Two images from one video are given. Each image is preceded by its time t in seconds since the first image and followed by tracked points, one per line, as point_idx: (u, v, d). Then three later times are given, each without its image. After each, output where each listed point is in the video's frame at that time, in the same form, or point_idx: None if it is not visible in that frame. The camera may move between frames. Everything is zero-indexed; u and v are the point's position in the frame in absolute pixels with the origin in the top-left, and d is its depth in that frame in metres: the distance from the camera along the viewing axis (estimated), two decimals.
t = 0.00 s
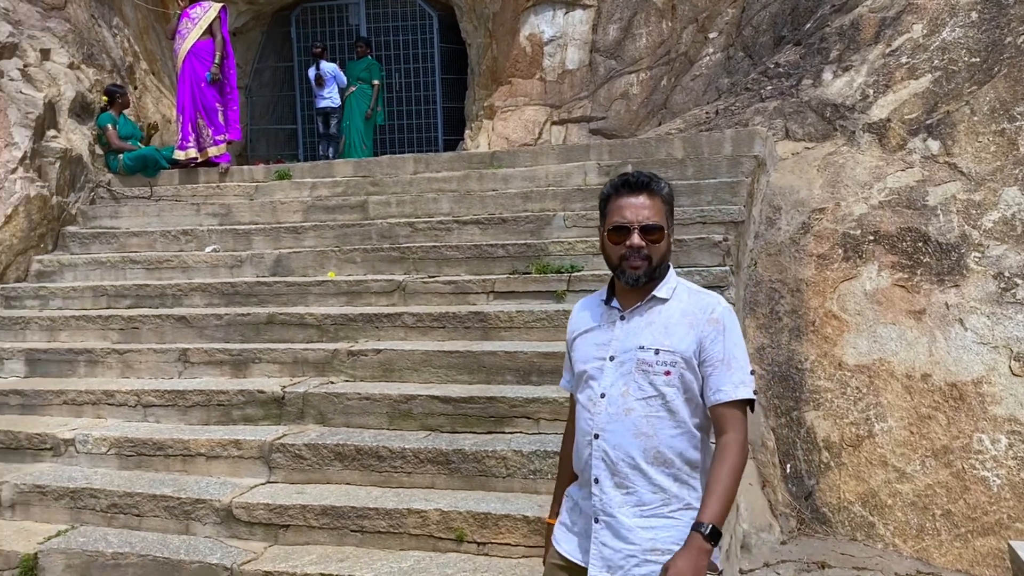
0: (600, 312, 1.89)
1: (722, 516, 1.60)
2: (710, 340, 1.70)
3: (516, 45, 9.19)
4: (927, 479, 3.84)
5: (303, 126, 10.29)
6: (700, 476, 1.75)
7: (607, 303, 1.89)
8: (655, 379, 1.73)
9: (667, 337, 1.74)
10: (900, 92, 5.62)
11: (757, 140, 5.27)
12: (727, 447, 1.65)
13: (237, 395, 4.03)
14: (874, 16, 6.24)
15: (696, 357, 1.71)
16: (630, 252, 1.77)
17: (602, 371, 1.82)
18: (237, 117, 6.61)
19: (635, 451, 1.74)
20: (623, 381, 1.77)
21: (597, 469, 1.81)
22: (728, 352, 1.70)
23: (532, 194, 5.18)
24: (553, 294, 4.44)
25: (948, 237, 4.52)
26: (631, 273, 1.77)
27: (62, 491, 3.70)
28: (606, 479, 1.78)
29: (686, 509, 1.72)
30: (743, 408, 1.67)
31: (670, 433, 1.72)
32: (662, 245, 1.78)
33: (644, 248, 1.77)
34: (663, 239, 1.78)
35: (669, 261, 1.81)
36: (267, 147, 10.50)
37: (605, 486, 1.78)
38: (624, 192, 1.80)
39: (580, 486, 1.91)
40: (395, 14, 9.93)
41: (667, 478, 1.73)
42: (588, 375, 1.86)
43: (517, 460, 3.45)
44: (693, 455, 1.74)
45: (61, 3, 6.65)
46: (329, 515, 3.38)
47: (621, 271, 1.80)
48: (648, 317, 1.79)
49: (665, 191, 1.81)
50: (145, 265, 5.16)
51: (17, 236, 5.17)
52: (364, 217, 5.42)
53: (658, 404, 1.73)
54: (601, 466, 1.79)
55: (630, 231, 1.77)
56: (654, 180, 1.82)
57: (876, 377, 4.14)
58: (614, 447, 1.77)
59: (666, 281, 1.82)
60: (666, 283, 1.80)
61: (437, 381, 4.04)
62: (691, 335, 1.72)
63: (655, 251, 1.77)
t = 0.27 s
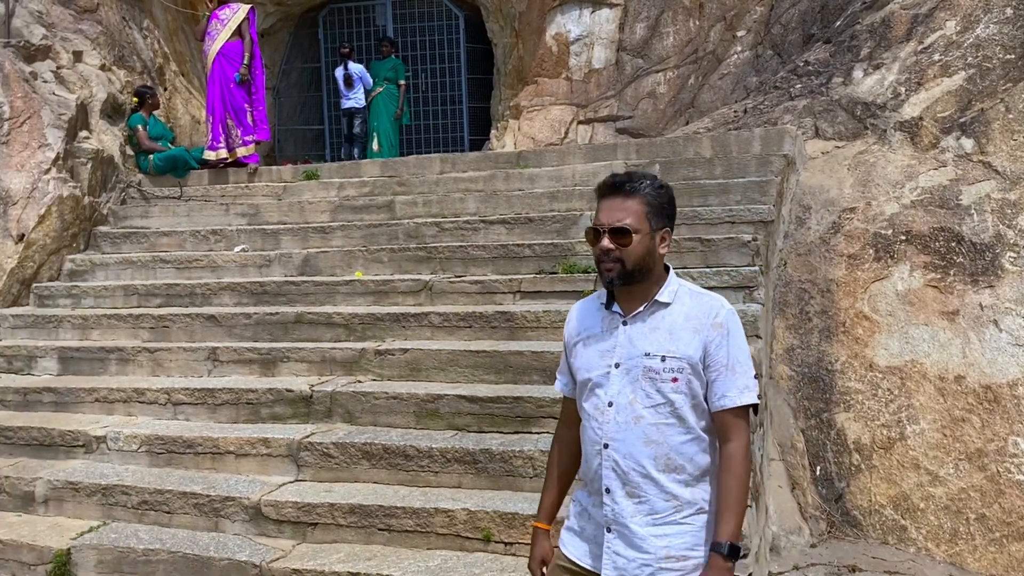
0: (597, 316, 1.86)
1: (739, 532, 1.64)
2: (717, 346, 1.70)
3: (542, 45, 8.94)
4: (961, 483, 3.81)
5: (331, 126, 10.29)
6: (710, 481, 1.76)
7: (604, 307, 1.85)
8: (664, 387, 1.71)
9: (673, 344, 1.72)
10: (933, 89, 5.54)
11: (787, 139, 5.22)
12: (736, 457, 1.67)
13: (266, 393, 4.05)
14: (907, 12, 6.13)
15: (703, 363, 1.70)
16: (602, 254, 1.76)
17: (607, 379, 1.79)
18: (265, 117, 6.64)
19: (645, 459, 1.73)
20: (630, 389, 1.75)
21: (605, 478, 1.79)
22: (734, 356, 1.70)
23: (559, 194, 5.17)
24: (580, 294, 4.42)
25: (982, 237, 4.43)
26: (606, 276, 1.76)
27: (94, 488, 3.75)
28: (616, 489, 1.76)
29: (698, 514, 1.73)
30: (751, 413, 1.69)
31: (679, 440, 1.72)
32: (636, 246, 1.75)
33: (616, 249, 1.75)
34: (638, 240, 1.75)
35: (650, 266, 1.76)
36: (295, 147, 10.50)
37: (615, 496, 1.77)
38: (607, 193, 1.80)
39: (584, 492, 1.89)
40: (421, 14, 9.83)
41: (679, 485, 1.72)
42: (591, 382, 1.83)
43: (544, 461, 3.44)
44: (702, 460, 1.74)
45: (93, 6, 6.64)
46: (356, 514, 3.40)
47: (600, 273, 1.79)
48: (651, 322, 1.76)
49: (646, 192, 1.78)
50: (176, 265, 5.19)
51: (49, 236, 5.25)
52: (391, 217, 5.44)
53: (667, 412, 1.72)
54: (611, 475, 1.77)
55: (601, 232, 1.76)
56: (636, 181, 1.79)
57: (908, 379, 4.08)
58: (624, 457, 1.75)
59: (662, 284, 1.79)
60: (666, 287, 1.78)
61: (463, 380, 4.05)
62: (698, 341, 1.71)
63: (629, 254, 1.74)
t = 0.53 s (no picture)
0: (575, 319, 1.91)
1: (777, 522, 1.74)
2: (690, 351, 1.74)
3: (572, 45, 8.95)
4: (1002, 488, 3.73)
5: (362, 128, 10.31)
6: (684, 484, 1.79)
7: (584, 311, 1.91)
8: (636, 390, 1.75)
9: (646, 348, 1.76)
10: (971, 88, 5.45)
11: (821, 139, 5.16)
12: (745, 454, 1.75)
13: (300, 393, 4.08)
14: (944, 9, 6.02)
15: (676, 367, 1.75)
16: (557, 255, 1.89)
17: (582, 382, 1.83)
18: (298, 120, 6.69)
19: (619, 461, 1.76)
20: (602, 392, 1.79)
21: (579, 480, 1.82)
22: (707, 363, 1.73)
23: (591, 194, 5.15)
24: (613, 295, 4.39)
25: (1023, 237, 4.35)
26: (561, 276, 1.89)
27: (131, 485, 3.80)
28: (590, 490, 1.79)
29: (671, 516, 1.76)
30: (732, 416, 1.74)
31: (651, 443, 1.75)
32: (576, 253, 1.84)
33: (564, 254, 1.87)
34: (579, 247, 1.83)
35: (595, 273, 1.83)
36: (326, 149, 10.51)
37: (588, 498, 1.80)
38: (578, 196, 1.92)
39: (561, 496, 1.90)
40: (451, 15, 9.79)
41: (651, 487, 1.75)
42: (567, 385, 1.86)
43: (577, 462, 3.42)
44: (676, 464, 1.77)
45: (129, 10, 6.78)
46: (390, 513, 3.41)
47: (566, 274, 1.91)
48: (627, 326, 1.80)
49: (594, 200, 1.83)
50: (210, 265, 5.24)
51: (88, 237, 5.26)
52: (422, 218, 5.45)
53: (638, 416, 1.75)
54: (584, 477, 1.80)
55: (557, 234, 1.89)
56: (594, 189, 1.86)
57: (946, 382, 4.01)
58: (595, 459, 1.78)
59: (638, 290, 1.83)
60: (640, 293, 1.82)
61: (495, 381, 4.05)
62: (672, 346, 1.75)
63: (573, 259, 1.84)
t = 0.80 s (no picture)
0: (568, 318, 1.88)
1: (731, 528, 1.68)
2: (678, 349, 1.71)
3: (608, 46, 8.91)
4: None
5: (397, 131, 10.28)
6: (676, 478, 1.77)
7: (575, 310, 1.88)
8: (625, 388, 1.73)
9: (634, 346, 1.73)
10: (1018, 87, 5.35)
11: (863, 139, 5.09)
12: (718, 454, 1.71)
13: (340, 393, 4.11)
14: (990, 6, 5.89)
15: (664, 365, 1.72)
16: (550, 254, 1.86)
17: (572, 381, 1.81)
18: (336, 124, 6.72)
19: (610, 459, 1.74)
20: (593, 391, 1.77)
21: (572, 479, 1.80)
22: (694, 360, 1.70)
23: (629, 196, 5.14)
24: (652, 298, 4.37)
25: None
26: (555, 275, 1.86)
27: (175, 484, 3.83)
28: (582, 489, 1.78)
29: (665, 511, 1.74)
30: (718, 413, 1.71)
31: (642, 441, 1.73)
32: (566, 254, 1.79)
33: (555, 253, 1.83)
34: (568, 249, 1.79)
35: (584, 275, 1.79)
36: (362, 152, 10.54)
37: (581, 496, 1.78)
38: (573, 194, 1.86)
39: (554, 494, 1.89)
40: (487, 19, 9.82)
41: (643, 483, 1.73)
42: (558, 384, 1.84)
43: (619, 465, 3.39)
44: (668, 459, 1.75)
45: (171, 16, 6.73)
46: (430, 514, 3.42)
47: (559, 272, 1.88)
48: (615, 325, 1.77)
49: (586, 202, 1.78)
50: (251, 267, 5.29)
51: (131, 239, 5.33)
52: (459, 220, 5.47)
53: (628, 413, 1.73)
54: (576, 476, 1.78)
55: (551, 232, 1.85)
56: (586, 190, 1.80)
57: (995, 386, 3.92)
58: (588, 457, 1.76)
59: (626, 289, 1.79)
60: (630, 292, 1.78)
61: (534, 383, 4.04)
62: (659, 344, 1.72)
63: (562, 260, 1.80)
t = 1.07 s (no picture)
0: (602, 321, 1.86)
1: (712, 524, 1.60)
2: (712, 354, 1.67)
3: (648, 49, 8.86)
4: None
5: (436, 135, 10.25)
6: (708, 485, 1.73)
7: (610, 313, 1.86)
8: (656, 393, 1.70)
9: (667, 351, 1.70)
10: None
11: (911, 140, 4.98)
12: (734, 460, 1.64)
13: (382, 397, 4.14)
14: None
15: (697, 370, 1.68)
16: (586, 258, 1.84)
17: (605, 384, 1.79)
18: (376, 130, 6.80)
19: (641, 464, 1.71)
20: (624, 394, 1.74)
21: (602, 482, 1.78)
22: (729, 366, 1.66)
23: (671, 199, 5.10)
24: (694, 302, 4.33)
25: None
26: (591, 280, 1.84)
27: (222, 486, 3.87)
28: (612, 493, 1.75)
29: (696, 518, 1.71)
30: (750, 421, 1.66)
31: (674, 446, 1.70)
32: (602, 257, 1.78)
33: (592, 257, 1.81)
34: (604, 252, 1.77)
35: (620, 278, 1.77)
36: (402, 157, 10.55)
37: (611, 500, 1.76)
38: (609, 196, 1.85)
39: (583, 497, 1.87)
40: (527, 23, 9.77)
41: (673, 489, 1.71)
42: (591, 387, 1.82)
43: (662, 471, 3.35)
44: (700, 465, 1.72)
45: (216, 24, 6.83)
46: (474, 518, 3.42)
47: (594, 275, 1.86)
48: (649, 328, 1.74)
49: (621, 204, 1.76)
50: (295, 271, 5.34)
51: (177, 244, 5.41)
52: (499, 224, 5.47)
53: (660, 417, 1.70)
54: (607, 480, 1.76)
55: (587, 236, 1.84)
56: (621, 193, 1.78)
57: None
58: (619, 461, 1.74)
59: (662, 293, 1.76)
60: (665, 295, 1.75)
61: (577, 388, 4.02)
62: (692, 349, 1.69)
63: (598, 264, 1.79)
